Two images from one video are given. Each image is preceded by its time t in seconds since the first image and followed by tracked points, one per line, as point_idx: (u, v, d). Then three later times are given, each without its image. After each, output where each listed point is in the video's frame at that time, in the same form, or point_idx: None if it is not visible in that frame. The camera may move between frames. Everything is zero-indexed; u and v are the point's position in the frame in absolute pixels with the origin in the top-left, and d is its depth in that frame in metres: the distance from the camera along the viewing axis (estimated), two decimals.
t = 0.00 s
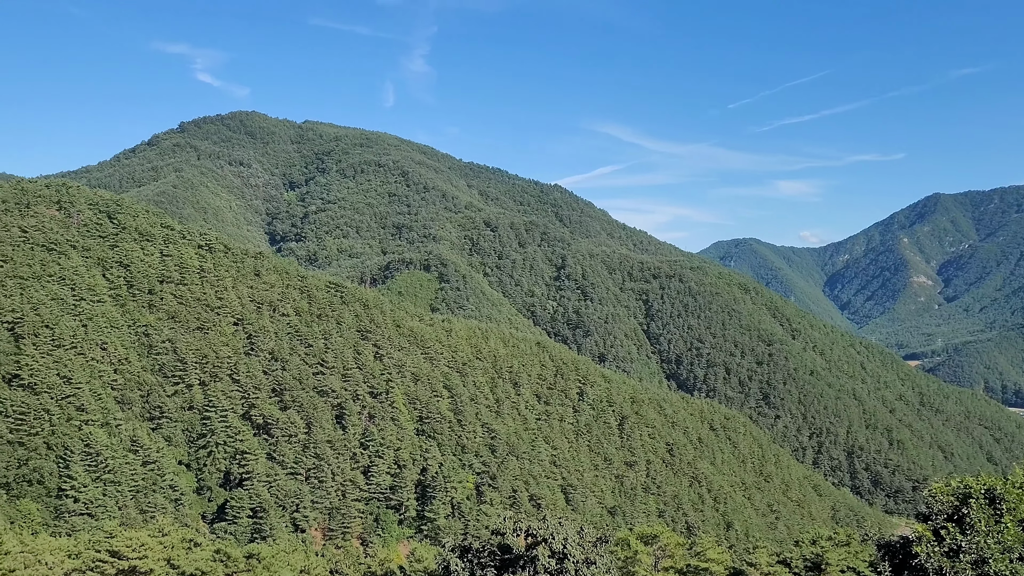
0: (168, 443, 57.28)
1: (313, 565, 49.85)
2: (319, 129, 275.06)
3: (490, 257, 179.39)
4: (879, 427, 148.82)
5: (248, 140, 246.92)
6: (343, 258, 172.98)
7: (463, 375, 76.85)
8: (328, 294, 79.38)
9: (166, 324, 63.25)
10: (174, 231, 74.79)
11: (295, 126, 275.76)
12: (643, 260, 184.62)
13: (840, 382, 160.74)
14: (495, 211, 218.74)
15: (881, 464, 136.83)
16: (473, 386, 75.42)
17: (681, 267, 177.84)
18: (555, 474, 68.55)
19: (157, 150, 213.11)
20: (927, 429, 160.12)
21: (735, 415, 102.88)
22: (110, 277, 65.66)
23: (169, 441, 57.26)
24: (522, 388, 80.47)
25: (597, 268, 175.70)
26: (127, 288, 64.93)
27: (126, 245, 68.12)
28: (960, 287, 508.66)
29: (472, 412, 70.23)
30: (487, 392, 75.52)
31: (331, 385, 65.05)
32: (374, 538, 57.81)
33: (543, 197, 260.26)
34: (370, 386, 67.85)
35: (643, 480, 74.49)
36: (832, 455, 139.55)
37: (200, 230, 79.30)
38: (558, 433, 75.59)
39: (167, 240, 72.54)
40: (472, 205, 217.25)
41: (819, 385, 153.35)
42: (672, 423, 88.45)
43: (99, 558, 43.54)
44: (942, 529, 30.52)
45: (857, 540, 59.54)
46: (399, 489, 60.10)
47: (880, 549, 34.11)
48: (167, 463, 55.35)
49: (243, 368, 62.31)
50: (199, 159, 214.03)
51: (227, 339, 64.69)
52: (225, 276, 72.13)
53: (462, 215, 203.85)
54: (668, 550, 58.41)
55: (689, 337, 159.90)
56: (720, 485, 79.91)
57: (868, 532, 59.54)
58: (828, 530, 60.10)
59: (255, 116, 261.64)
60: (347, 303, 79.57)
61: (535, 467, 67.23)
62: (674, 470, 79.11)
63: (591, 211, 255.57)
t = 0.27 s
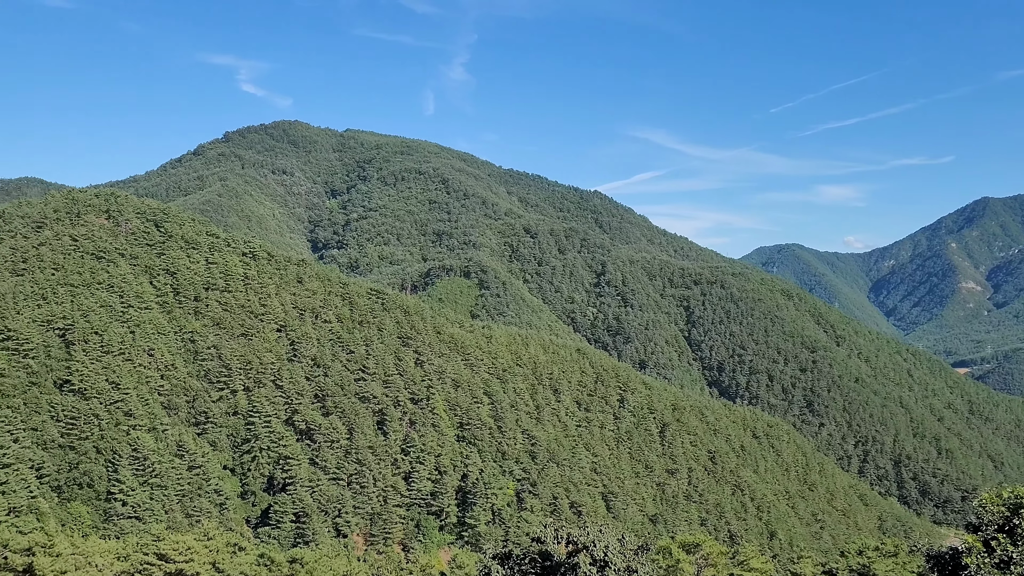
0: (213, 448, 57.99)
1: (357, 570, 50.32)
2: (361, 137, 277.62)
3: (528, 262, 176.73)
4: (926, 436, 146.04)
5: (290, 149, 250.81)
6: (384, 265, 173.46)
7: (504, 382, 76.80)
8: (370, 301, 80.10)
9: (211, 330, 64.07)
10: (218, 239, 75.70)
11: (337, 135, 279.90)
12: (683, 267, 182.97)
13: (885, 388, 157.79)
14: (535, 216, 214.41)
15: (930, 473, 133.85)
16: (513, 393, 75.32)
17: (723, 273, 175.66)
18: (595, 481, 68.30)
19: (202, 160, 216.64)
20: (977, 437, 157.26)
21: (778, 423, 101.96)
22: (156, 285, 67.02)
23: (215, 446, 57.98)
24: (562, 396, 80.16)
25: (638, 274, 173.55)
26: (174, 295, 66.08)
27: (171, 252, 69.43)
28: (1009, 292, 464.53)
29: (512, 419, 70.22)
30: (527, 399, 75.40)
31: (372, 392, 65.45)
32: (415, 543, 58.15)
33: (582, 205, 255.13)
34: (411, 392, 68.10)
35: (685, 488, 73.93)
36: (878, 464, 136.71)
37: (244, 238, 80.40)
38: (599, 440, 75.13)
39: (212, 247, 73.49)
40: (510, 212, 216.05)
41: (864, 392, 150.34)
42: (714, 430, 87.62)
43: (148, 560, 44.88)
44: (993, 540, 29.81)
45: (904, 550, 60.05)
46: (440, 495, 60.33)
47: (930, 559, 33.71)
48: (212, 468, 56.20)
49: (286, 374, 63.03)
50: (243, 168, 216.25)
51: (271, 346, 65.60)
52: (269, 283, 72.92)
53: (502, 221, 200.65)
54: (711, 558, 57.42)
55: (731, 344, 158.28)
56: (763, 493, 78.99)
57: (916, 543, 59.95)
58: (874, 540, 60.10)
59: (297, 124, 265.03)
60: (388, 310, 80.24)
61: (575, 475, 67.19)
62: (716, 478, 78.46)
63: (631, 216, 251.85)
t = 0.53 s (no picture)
0: (259, 452, 58.59)
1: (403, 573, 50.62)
2: (403, 144, 278.75)
3: (571, 268, 176.36)
4: (977, 442, 143.27)
5: (334, 157, 255.26)
6: (426, 270, 174.64)
7: (546, 387, 76.87)
8: (412, 306, 81.04)
9: (256, 336, 64.94)
10: (264, 245, 76.69)
11: (379, 142, 282.80)
12: (727, 270, 181.07)
13: (934, 393, 154.83)
14: (576, 221, 212.28)
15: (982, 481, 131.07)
16: (555, 398, 75.35)
17: (766, 277, 174.20)
18: (639, 487, 67.85)
19: (249, 169, 221.21)
20: None
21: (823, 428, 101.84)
22: (203, 290, 67.87)
23: (261, 450, 58.46)
24: (605, 401, 79.92)
25: (680, 278, 172.29)
26: (220, 301, 66.91)
27: (218, 260, 70.24)
28: None
29: (555, 423, 70.16)
30: (569, 403, 75.37)
31: (415, 397, 65.92)
32: (458, 548, 58.31)
33: (624, 209, 249.14)
34: (454, 398, 68.43)
35: (730, 495, 73.09)
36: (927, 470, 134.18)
37: (289, 245, 81.62)
38: (643, 445, 74.72)
39: (258, 254, 74.52)
40: (552, 216, 208.63)
41: (913, 397, 148.12)
42: (759, 436, 87.02)
43: (196, 564, 45.84)
44: None
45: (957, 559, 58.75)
46: (482, 499, 60.35)
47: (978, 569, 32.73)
48: (258, 472, 56.71)
49: (330, 379, 63.87)
50: (288, 177, 219.63)
51: (314, 351, 66.65)
52: (313, 289, 74.16)
53: (543, 226, 197.57)
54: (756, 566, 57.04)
55: (776, 348, 156.85)
56: (810, 500, 77.83)
57: (969, 552, 58.65)
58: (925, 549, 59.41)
59: (343, 132, 271.94)
60: (431, 316, 81.02)
61: (618, 480, 66.98)
62: (762, 484, 77.69)
63: (674, 220, 249.54)
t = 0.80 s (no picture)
0: (301, 456, 59.26)
1: None
2: (442, 149, 278.21)
3: (611, 272, 173.76)
4: None
5: (374, 163, 256.97)
6: (466, 275, 175.32)
7: (586, 391, 76.59)
8: (452, 311, 81.49)
9: (299, 341, 65.75)
10: (306, 251, 77.78)
11: (419, 147, 282.23)
12: (769, 273, 179.17)
13: (985, 398, 151.51)
14: (615, 224, 210.43)
15: None
16: (596, 402, 75.02)
17: (809, 279, 172.30)
18: (680, 492, 67.41)
19: (291, 175, 224.08)
20: None
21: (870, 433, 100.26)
22: (247, 296, 68.80)
23: (304, 454, 59.28)
24: (646, 405, 79.38)
25: (721, 281, 170.41)
26: (264, 306, 67.71)
27: (261, 265, 71.20)
28: None
29: (596, 428, 69.82)
30: (610, 408, 74.99)
31: (456, 401, 66.23)
32: (499, 552, 58.37)
33: (664, 212, 246.19)
34: (494, 402, 68.50)
35: (773, 500, 72.24)
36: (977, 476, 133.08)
37: (330, 251, 82.78)
38: (684, 450, 74.05)
39: (299, 259, 75.43)
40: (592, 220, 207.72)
41: (962, 402, 145.69)
42: (802, 441, 86.06)
43: (241, 566, 46.41)
44: None
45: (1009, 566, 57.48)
46: (523, 504, 60.38)
47: None
48: (301, 476, 57.38)
49: (372, 384, 64.50)
50: (329, 182, 221.81)
51: (356, 356, 67.37)
52: (354, 294, 75.08)
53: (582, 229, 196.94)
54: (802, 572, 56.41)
55: (820, 352, 155.25)
56: (855, 506, 76.67)
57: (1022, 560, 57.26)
58: (975, 556, 58.44)
59: (382, 137, 273.73)
60: (471, 320, 81.33)
61: (660, 485, 66.65)
62: (805, 490, 76.67)
63: (714, 222, 245.73)
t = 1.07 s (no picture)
0: (342, 459, 59.73)
1: None
2: (479, 154, 277.45)
3: (648, 275, 172.11)
4: None
5: (412, 168, 258.77)
6: (504, 280, 175.74)
7: (625, 395, 76.37)
8: (490, 315, 81.82)
9: (339, 345, 66.40)
10: (345, 257, 78.75)
11: (456, 153, 282.60)
12: (809, 275, 177.45)
13: None
14: (652, 227, 208.84)
15: None
16: (635, 406, 74.90)
17: (851, 281, 170.48)
18: (721, 496, 66.95)
19: (330, 181, 226.91)
20: None
21: (915, 437, 98.99)
22: (287, 301, 69.93)
23: (344, 458, 59.66)
24: (685, 409, 78.92)
25: (761, 283, 168.70)
26: (304, 311, 68.75)
27: (301, 271, 72.33)
28: None
29: (635, 432, 69.64)
30: (649, 412, 74.76)
31: (495, 405, 66.45)
32: (539, 557, 58.21)
33: (703, 214, 243.51)
34: (533, 406, 68.61)
35: (817, 506, 71.44)
36: None
37: (368, 255, 83.56)
38: (725, 454, 73.54)
39: (339, 265, 76.55)
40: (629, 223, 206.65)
41: (1010, 406, 143.88)
42: (846, 445, 85.16)
43: (283, 568, 46.75)
44: None
45: None
46: (563, 508, 60.24)
47: None
48: (342, 479, 57.81)
49: (411, 389, 64.90)
50: (368, 188, 223.95)
51: (395, 360, 67.89)
52: (393, 299, 75.84)
53: (619, 232, 196.33)
54: None
55: (863, 355, 153.03)
56: (900, 512, 75.70)
57: None
58: None
59: (419, 143, 274.85)
60: (509, 324, 81.54)
61: (700, 490, 66.28)
62: (849, 495, 75.78)
63: (754, 225, 242.34)
